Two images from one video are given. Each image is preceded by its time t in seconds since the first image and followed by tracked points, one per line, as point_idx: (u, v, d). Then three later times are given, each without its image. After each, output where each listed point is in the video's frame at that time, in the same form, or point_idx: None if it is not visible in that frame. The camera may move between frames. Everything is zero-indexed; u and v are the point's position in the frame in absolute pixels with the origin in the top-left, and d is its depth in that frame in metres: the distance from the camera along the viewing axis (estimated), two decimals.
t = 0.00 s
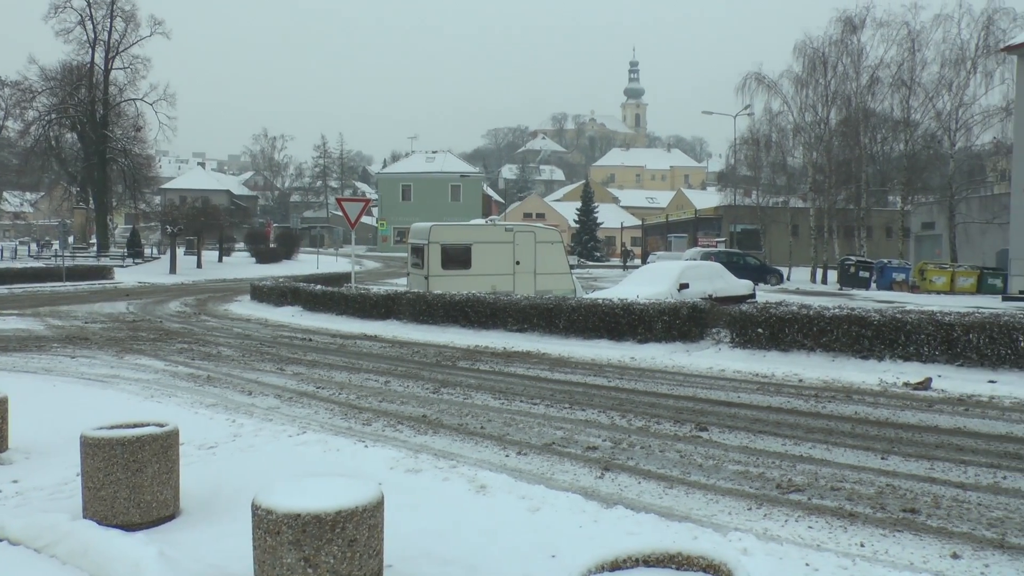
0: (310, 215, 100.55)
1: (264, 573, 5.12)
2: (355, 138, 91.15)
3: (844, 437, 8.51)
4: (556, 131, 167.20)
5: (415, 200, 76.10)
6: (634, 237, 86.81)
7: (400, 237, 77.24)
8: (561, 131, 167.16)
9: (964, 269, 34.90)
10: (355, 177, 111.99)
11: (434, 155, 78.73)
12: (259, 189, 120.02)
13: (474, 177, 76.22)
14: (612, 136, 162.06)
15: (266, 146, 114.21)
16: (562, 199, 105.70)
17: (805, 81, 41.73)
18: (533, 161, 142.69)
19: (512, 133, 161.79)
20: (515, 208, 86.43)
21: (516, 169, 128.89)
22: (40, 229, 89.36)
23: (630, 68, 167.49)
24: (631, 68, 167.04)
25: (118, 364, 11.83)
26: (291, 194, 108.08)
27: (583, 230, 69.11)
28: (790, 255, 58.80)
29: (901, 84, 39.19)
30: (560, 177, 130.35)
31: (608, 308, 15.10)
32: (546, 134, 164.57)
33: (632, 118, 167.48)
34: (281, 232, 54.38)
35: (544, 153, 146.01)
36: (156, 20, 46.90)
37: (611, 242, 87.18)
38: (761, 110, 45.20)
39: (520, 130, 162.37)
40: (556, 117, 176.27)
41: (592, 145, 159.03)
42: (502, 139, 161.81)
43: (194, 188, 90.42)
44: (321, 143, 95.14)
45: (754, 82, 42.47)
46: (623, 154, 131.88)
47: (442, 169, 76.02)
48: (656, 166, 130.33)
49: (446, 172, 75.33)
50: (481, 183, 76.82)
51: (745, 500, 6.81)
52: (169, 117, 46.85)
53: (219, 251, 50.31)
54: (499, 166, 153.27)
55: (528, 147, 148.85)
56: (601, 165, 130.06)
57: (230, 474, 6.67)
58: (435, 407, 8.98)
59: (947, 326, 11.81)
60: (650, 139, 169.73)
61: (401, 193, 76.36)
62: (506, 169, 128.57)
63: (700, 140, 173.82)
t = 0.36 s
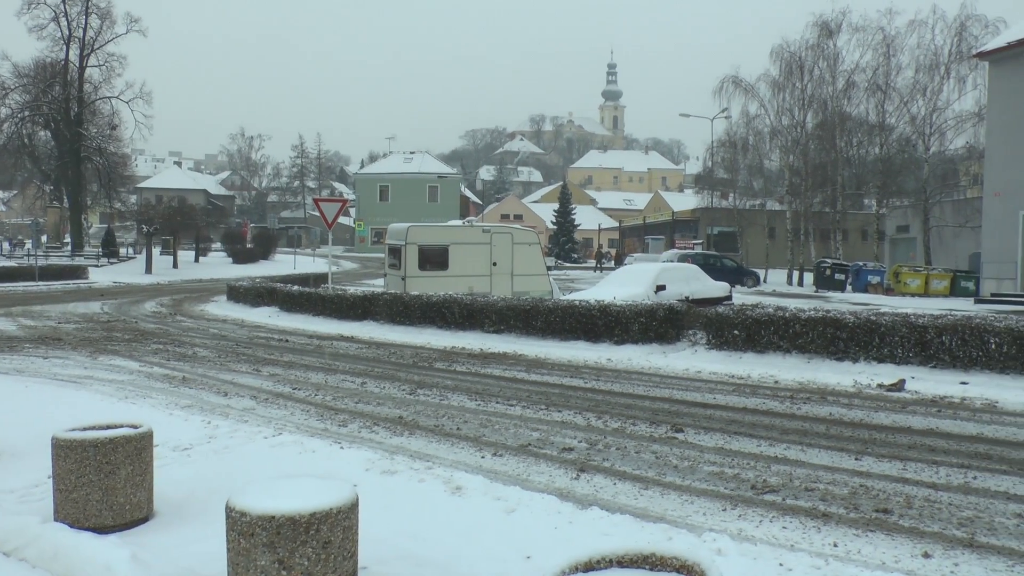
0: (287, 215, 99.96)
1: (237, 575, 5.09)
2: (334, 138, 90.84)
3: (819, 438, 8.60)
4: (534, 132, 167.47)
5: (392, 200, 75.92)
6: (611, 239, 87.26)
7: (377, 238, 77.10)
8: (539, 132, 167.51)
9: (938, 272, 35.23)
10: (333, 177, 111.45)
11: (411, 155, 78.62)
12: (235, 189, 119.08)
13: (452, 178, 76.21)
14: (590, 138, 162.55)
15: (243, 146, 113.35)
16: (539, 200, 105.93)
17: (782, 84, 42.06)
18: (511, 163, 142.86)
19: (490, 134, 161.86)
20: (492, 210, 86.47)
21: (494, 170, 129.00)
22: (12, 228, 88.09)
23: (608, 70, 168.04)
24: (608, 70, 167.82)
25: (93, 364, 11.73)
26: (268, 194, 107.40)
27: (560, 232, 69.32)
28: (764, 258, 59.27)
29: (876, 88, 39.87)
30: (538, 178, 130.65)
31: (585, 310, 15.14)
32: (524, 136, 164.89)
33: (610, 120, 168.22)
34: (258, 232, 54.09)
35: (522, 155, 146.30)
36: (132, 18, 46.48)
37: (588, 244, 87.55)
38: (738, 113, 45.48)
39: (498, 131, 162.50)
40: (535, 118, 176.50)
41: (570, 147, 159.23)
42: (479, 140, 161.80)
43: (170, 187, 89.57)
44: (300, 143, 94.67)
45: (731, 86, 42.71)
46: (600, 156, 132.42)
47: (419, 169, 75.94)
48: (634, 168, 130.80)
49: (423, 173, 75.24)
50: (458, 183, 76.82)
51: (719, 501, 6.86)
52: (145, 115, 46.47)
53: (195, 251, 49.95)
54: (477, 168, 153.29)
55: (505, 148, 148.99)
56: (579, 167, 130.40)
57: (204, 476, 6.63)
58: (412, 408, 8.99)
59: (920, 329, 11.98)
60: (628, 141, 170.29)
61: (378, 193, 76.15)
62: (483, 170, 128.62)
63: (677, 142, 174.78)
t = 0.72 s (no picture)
0: (263, 215, 99.33)
1: None
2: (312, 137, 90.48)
3: (793, 438, 8.68)
4: (511, 134, 167.63)
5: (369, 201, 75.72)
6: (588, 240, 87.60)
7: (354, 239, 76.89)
8: (516, 134, 167.65)
9: (912, 274, 35.63)
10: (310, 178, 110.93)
11: (389, 156, 78.47)
12: (211, 189, 118.16)
13: (429, 179, 76.17)
14: (566, 139, 162.87)
15: (220, 146, 112.61)
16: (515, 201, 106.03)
17: (758, 86, 43.06)
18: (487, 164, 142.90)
19: (468, 135, 161.85)
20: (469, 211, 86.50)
21: (470, 171, 129.03)
22: None
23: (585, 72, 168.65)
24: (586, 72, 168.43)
25: (65, 366, 11.62)
26: (244, 194, 106.75)
27: (537, 233, 69.48)
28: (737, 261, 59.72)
29: (852, 92, 40.66)
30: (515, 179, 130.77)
31: (561, 311, 15.21)
32: (501, 137, 165.03)
33: (587, 122, 168.76)
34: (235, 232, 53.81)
35: (498, 156, 146.46)
36: (106, 15, 46.10)
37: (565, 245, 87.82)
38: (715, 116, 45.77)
39: (474, 132, 162.47)
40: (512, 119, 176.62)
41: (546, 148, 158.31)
42: (456, 141, 161.68)
43: (145, 187, 88.74)
44: (277, 143, 94.13)
45: (708, 88, 42.97)
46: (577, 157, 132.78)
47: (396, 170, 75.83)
48: (611, 170, 131.30)
49: (401, 173, 75.11)
50: (435, 184, 76.78)
51: (693, 501, 6.92)
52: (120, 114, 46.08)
53: (171, 252, 49.57)
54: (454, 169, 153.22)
55: (482, 150, 149.01)
56: (556, 169, 130.62)
57: (177, 478, 6.60)
58: (387, 409, 9.00)
59: (894, 329, 12.14)
60: (605, 142, 170.97)
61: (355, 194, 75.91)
62: (460, 171, 128.55)
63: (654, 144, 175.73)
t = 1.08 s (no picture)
0: (239, 216, 98.71)
1: None
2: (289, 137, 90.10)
3: (767, 438, 8.77)
4: (488, 135, 167.75)
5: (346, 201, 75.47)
6: (564, 241, 87.83)
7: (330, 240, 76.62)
8: (492, 135, 167.88)
9: (886, 274, 36.05)
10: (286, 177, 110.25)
11: (365, 156, 78.25)
12: (187, 189, 117.10)
13: (406, 180, 76.04)
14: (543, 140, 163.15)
15: (195, 145, 111.77)
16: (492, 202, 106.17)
17: (734, 88, 43.63)
18: (463, 164, 142.79)
19: (445, 136, 161.64)
20: (445, 212, 86.42)
21: (447, 172, 128.98)
22: None
23: (562, 74, 169.14)
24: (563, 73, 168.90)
25: (36, 369, 11.49)
26: (220, 195, 106.04)
27: (514, 234, 69.54)
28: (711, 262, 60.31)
29: (826, 94, 40.97)
30: (491, 180, 130.97)
31: (537, 312, 15.26)
32: (478, 138, 165.16)
33: (564, 123, 169.12)
34: (210, 233, 53.46)
35: (475, 157, 146.73)
36: (79, 13, 45.67)
37: (542, 245, 88.01)
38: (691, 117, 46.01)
39: (451, 133, 162.31)
40: (488, 120, 176.12)
41: (524, 150, 156.85)
42: (433, 142, 161.43)
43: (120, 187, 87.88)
44: (253, 143, 93.55)
45: (684, 89, 43.19)
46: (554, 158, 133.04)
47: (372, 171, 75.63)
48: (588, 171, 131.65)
49: (378, 174, 74.89)
50: (412, 185, 76.66)
51: (667, 500, 6.98)
52: (93, 113, 45.65)
53: (145, 253, 49.12)
54: (430, 170, 153.09)
55: (459, 150, 148.89)
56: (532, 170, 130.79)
57: (147, 482, 6.56)
58: (362, 410, 9.00)
59: (867, 329, 12.28)
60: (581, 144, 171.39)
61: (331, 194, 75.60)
62: (436, 172, 128.44)
63: (631, 145, 176.42)
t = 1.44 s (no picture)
0: (216, 216, 97.96)
1: None
2: (266, 136, 89.58)
3: (740, 438, 8.84)
4: (465, 136, 167.76)
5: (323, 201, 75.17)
6: (540, 242, 88.03)
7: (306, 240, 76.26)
8: (469, 135, 167.88)
9: (860, 275, 36.50)
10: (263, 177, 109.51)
11: (341, 156, 77.98)
12: (162, 189, 115.99)
13: (384, 180, 75.88)
14: (519, 140, 163.42)
15: (170, 145, 110.84)
16: (469, 203, 106.18)
17: (710, 90, 43.58)
18: (440, 165, 142.64)
19: (421, 136, 161.28)
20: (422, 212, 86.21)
21: (424, 172, 128.82)
22: None
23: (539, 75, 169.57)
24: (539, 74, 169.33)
25: (6, 371, 11.37)
26: (195, 194, 105.23)
27: (491, 234, 69.56)
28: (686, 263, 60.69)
29: (801, 96, 41.34)
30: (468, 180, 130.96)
31: (511, 312, 15.30)
32: (455, 138, 165.12)
33: (541, 124, 169.39)
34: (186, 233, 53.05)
35: (452, 158, 146.73)
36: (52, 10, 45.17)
37: (519, 246, 88.10)
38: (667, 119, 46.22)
39: (427, 134, 162.04)
40: (465, 121, 175.75)
41: (500, 150, 157.15)
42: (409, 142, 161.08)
43: (94, 187, 86.91)
44: (229, 143, 92.93)
45: (660, 91, 43.38)
46: (531, 159, 133.26)
47: (349, 171, 75.40)
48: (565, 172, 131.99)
49: (355, 174, 74.63)
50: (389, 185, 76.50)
51: (640, 500, 7.02)
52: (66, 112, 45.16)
53: (119, 253, 48.61)
54: (407, 170, 152.71)
55: (436, 151, 148.71)
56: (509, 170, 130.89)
57: (116, 485, 6.52)
58: (337, 411, 8.99)
59: (840, 330, 12.40)
60: (558, 144, 171.83)
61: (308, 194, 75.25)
62: (413, 172, 128.21)
63: (608, 146, 177.12)
